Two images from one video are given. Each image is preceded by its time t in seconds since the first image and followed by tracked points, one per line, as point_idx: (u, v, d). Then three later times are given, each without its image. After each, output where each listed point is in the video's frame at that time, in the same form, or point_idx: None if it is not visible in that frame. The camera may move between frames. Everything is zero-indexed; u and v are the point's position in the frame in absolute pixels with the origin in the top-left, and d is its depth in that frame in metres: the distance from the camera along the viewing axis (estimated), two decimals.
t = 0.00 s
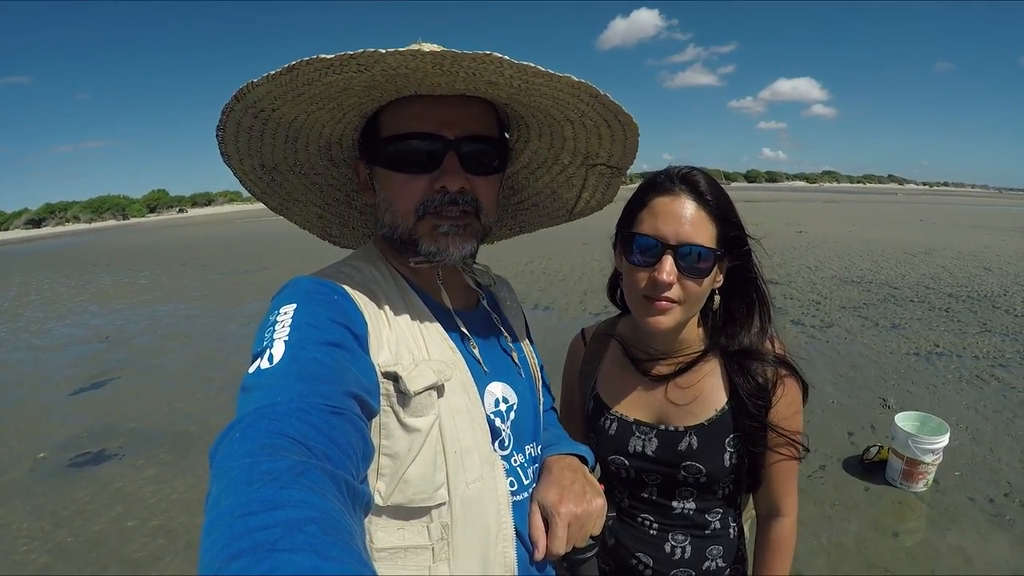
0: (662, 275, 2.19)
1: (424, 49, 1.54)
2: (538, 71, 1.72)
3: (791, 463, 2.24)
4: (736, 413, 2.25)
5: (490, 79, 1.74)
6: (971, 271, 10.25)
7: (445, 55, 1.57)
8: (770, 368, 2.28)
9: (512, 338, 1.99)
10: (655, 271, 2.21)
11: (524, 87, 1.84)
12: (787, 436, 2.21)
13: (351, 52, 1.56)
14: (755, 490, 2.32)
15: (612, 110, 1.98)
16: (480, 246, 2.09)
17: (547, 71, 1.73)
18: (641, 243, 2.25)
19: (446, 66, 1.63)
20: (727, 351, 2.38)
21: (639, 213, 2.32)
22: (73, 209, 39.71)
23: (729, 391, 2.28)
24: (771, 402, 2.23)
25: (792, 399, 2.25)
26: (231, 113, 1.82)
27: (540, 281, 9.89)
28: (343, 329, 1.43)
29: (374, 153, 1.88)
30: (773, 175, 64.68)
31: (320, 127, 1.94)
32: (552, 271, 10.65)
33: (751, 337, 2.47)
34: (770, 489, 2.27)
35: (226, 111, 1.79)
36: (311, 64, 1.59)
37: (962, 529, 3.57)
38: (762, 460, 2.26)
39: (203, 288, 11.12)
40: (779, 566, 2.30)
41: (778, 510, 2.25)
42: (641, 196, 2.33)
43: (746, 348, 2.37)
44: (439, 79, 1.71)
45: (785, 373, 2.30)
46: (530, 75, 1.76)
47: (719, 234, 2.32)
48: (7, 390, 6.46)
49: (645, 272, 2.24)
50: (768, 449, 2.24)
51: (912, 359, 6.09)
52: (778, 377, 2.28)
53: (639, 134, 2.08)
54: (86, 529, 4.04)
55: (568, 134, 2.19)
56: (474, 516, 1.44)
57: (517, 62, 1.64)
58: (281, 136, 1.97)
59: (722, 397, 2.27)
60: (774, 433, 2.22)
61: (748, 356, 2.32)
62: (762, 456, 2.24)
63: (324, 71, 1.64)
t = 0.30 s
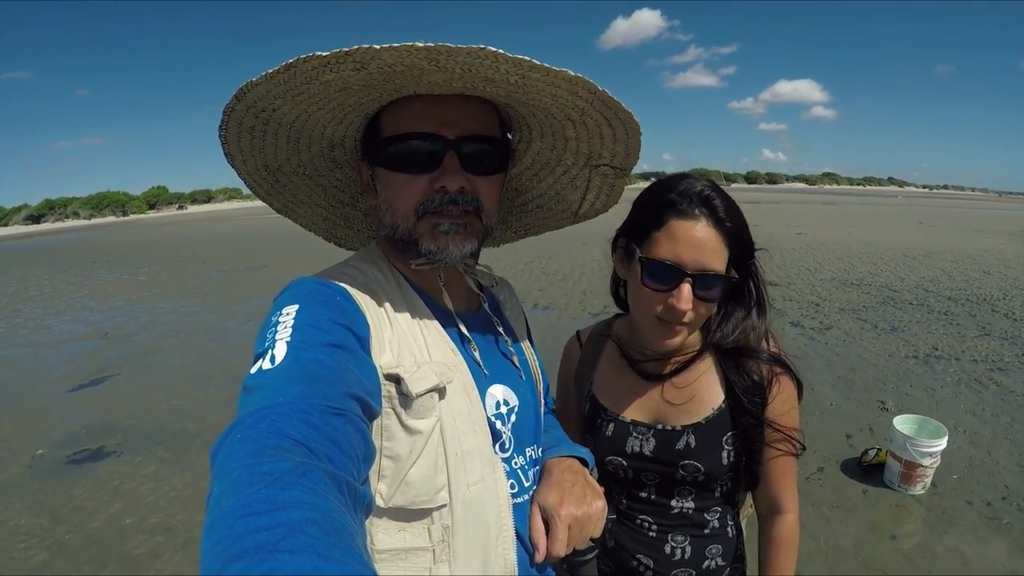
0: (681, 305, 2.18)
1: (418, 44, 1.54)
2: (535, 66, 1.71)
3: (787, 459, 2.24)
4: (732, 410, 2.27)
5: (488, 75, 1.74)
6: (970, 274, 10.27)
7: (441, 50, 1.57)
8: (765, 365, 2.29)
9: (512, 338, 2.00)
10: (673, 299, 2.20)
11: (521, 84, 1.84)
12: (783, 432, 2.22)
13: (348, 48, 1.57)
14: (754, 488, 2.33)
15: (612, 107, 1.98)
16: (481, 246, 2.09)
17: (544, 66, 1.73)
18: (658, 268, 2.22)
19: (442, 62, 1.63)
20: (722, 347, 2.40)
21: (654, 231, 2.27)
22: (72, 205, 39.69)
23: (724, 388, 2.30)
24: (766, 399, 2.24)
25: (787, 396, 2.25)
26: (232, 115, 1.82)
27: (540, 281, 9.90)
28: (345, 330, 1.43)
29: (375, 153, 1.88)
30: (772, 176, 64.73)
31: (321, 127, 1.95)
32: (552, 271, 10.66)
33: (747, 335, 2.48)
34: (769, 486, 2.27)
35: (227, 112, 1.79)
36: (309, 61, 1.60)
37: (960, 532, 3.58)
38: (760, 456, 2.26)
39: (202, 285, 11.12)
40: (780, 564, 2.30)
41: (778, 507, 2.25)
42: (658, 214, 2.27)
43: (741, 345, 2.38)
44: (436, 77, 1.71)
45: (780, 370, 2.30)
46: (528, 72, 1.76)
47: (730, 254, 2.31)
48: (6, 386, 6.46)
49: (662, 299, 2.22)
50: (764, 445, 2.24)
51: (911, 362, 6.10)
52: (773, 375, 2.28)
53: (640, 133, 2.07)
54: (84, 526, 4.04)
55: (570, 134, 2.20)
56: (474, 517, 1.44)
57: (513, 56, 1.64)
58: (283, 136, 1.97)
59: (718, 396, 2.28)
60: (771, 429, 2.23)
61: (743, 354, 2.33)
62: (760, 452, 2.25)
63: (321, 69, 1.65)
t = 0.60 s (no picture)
0: (719, 320, 2.19)
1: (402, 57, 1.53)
2: (523, 77, 1.69)
3: (787, 448, 2.30)
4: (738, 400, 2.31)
5: (477, 85, 1.72)
6: (969, 272, 10.28)
7: (426, 63, 1.56)
8: (768, 358, 2.35)
9: (518, 345, 2.00)
10: (710, 312, 2.19)
11: (513, 92, 1.82)
12: (785, 421, 2.28)
13: (333, 62, 1.57)
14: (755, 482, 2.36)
15: (609, 116, 1.97)
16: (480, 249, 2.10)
17: (532, 77, 1.70)
18: (696, 282, 2.20)
19: (430, 74, 1.62)
20: (724, 340, 2.44)
21: (687, 244, 2.24)
22: (70, 206, 39.65)
23: (731, 380, 2.34)
24: (771, 390, 2.30)
25: (790, 387, 2.31)
26: (230, 120, 1.83)
27: (538, 280, 9.90)
28: (345, 331, 1.43)
29: (372, 157, 1.89)
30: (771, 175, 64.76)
31: (319, 130, 1.95)
32: (550, 270, 10.66)
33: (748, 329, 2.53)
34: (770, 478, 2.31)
35: (223, 118, 1.80)
36: (297, 74, 1.61)
37: (960, 529, 3.59)
38: (762, 448, 2.30)
39: (200, 285, 11.12)
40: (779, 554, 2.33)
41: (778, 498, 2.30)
42: (691, 226, 2.24)
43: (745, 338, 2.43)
44: (427, 87, 1.70)
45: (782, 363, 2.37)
46: (517, 81, 1.73)
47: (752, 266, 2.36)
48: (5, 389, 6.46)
49: (698, 311, 2.20)
50: (768, 434, 2.29)
51: (910, 359, 6.11)
52: (777, 368, 2.34)
53: (639, 142, 2.07)
54: (84, 528, 4.03)
55: (569, 138, 2.19)
56: (474, 517, 1.44)
57: (500, 68, 1.62)
58: (282, 139, 1.98)
59: (725, 390, 2.32)
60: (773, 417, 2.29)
61: (748, 346, 2.38)
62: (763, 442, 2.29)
63: (312, 79, 1.65)
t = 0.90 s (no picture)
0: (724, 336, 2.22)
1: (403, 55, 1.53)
2: (525, 76, 1.69)
3: (788, 439, 2.37)
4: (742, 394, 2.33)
5: (479, 85, 1.72)
6: (967, 271, 10.30)
7: (428, 62, 1.56)
8: (767, 352, 2.38)
9: (519, 346, 2.00)
10: (716, 325, 2.21)
11: (514, 93, 1.82)
12: (788, 412, 2.35)
13: (335, 63, 1.57)
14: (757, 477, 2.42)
15: (610, 117, 1.98)
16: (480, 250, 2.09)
17: (534, 77, 1.70)
18: (705, 298, 2.20)
19: (432, 74, 1.62)
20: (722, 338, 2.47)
21: (698, 257, 2.23)
22: (67, 204, 39.59)
23: (734, 374, 2.36)
24: (774, 383, 2.35)
25: (789, 379, 2.38)
26: (230, 120, 1.83)
27: (537, 279, 9.90)
28: (346, 333, 1.43)
29: (373, 158, 1.88)
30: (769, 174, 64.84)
31: (320, 131, 1.94)
32: (549, 269, 10.66)
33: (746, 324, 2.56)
34: (773, 471, 2.38)
35: (224, 118, 1.80)
36: (299, 72, 1.60)
37: (958, 528, 3.60)
38: (766, 441, 2.37)
39: (198, 284, 11.10)
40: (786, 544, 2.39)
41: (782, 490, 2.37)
42: (703, 239, 2.22)
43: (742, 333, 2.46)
44: (428, 87, 1.70)
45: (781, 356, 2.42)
46: (518, 81, 1.73)
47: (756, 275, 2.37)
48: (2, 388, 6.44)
49: (704, 323, 2.22)
50: (771, 426, 2.35)
51: (908, 359, 6.13)
52: (777, 361, 2.39)
53: (641, 143, 2.07)
54: (83, 527, 4.03)
55: (570, 140, 2.19)
56: (476, 520, 1.44)
57: (501, 66, 1.62)
58: (283, 140, 1.98)
59: (730, 385, 2.32)
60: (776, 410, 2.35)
61: (747, 342, 2.41)
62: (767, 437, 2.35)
63: (313, 79, 1.65)
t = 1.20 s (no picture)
0: (702, 309, 2.19)
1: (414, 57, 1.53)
2: (533, 82, 1.69)
3: (785, 440, 2.40)
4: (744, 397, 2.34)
5: (487, 89, 1.73)
6: (964, 270, 10.33)
7: (437, 65, 1.56)
8: (765, 353, 2.40)
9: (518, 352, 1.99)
10: (694, 303, 2.20)
11: (521, 98, 1.83)
12: (787, 412, 2.38)
13: (343, 61, 1.58)
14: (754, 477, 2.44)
15: (614, 125, 1.98)
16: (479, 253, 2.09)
17: (542, 82, 1.70)
18: (679, 274, 2.22)
19: (439, 77, 1.62)
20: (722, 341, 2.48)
21: (672, 235, 2.27)
22: (65, 202, 39.50)
23: (734, 378, 2.36)
24: (774, 384, 2.37)
25: (787, 380, 2.41)
26: (232, 115, 1.83)
27: (535, 278, 9.91)
28: (344, 334, 1.43)
29: (374, 158, 1.88)
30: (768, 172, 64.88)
31: (322, 129, 1.95)
32: (547, 268, 10.66)
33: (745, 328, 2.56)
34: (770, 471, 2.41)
35: (227, 113, 1.80)
36: (305, 70, 1.61)
37: (954, 527, 3.61)
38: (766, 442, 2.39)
39: (195, 282, 11.09)
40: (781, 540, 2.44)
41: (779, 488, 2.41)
42: (674, 218, 2.27)
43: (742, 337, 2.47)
44: (435, 89, 1.71)
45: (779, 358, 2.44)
46: (526, 87, 1.74)
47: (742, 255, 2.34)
48: None
49: (681, 301, 2.23)
50: (771, 426, 2.37)
51: (905, 358, 6.14)
52: (776, 363, 2.41)
53: (645, 154, 2.10)
54: (81, 526, 4.03)
55: (573, 146, 2.19)
56: (473, 521, 1.45)
57: (510, 73, 1.62)
58: (284, 137, 1.98)
59: (727, 388, 2.33)
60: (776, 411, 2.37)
61: (746, 345, 2.42)
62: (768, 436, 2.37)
63: (319, 76, 1.65)
